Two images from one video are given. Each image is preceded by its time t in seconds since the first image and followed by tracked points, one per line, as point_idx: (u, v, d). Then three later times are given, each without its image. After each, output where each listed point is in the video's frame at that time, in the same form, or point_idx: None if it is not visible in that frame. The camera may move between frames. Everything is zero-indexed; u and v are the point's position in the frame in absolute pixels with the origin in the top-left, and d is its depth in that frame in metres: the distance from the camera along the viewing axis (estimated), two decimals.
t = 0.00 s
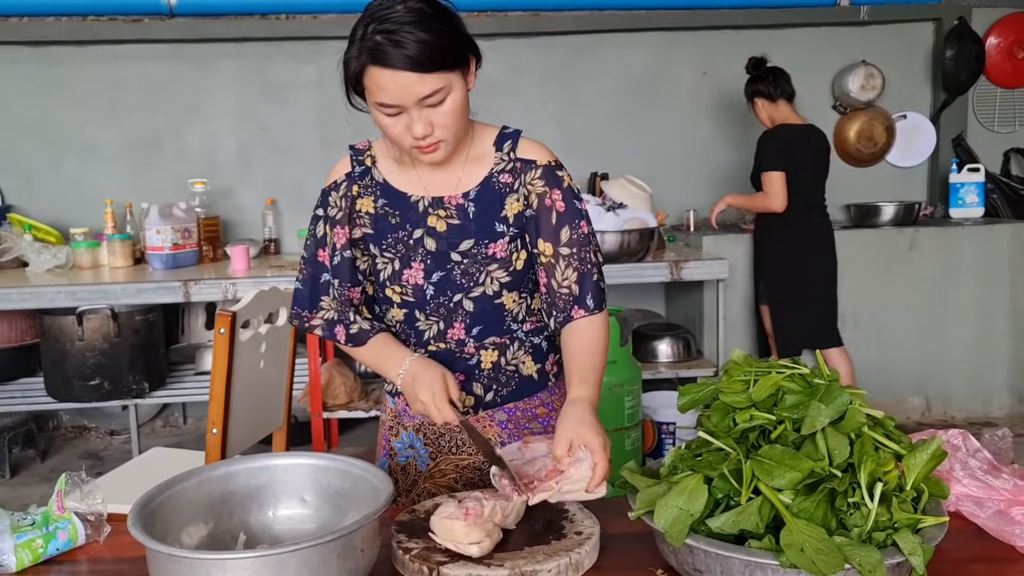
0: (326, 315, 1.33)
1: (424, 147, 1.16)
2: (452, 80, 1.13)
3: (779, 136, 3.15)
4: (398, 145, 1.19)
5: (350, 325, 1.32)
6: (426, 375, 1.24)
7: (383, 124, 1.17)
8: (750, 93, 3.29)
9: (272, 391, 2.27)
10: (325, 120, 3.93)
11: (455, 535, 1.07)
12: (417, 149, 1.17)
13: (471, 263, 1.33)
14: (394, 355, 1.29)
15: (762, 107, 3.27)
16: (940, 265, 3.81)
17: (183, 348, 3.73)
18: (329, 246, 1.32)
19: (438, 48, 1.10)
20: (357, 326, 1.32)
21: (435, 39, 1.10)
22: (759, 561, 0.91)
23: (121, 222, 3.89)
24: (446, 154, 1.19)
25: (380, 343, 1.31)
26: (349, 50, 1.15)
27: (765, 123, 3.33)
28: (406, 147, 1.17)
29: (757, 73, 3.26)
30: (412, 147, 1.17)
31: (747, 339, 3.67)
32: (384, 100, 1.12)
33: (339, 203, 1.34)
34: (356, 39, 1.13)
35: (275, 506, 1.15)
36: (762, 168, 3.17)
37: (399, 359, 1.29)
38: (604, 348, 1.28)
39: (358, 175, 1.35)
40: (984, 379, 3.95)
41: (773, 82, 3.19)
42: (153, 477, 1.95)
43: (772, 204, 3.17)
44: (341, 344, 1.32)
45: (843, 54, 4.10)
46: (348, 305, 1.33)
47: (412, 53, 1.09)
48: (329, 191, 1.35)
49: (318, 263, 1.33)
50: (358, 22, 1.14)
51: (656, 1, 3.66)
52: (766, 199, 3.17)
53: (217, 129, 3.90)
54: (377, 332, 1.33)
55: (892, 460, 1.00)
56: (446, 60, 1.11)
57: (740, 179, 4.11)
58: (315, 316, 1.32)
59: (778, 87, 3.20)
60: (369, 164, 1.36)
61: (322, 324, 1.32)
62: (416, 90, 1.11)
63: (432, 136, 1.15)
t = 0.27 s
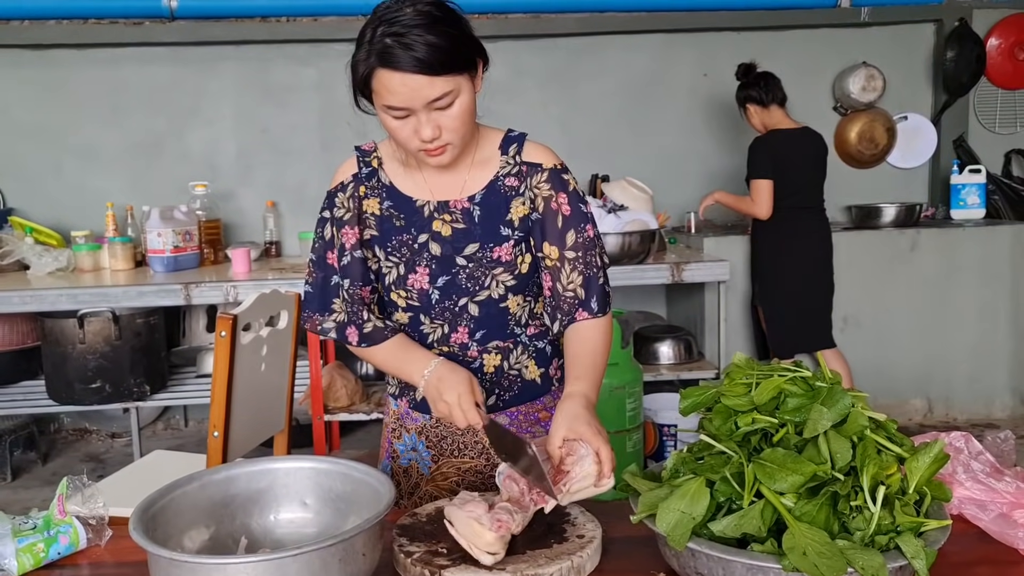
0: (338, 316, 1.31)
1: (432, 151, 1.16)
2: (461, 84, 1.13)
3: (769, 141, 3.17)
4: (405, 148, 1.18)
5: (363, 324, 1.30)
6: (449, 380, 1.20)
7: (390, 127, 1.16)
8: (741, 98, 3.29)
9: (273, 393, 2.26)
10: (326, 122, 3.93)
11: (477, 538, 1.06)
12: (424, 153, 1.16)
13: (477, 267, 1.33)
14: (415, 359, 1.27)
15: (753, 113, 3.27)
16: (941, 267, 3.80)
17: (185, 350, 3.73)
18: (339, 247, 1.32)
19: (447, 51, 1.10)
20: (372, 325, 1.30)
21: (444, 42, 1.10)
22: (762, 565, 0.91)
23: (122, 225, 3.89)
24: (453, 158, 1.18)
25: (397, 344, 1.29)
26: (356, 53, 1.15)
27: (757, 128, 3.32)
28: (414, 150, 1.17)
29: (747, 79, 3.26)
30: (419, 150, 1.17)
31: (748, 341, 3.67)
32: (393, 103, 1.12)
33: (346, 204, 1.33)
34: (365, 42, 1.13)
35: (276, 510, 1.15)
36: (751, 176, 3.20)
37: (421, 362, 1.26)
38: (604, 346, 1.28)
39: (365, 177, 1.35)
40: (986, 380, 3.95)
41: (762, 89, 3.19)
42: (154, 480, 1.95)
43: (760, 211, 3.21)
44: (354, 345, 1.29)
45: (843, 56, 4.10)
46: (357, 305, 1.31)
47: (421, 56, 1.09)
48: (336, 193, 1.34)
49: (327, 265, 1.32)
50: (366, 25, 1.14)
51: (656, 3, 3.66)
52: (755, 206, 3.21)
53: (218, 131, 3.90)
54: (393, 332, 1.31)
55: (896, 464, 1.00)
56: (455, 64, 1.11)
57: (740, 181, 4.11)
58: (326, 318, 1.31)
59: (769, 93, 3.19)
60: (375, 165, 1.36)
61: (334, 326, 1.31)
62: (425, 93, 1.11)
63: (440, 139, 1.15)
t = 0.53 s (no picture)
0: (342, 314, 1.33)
1: (441, 153, 1.16)
2: (470, 86, 1.13)
3: (771, 142, 3.16)
4: (413, 150, 1.18)
5: (366, 324, 1.30)
6: (464, 388, 1.20)
7: (399, 129, 1.16)
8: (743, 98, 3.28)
9: (275, 396, 2.26)
10: (328, 125, 3.93)
11: (495, 539, 1.04)
12: (433, 155, 1.16)
13: (488, 268, 1.32)
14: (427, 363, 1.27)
15: (756, 113, 3.25)
16: (945, 268, 3.79)
17: (187, 353, 3.73)
18: (344, 245, 1.33)
19: (457, 54, 1.10)
20: (373, 325, 1.30)
21: (453, 44, 1.10)
22: (765, 568, 0.90)
23: (124, 227, 3.89)
24: (461, 160, 1.18)
25: (403, 345, 1.29)
26: (365, 54, 1.15)
27: (759, 129, 3.31)
28: (422, 153, 1.17)
29: (752, 79, 3.24)
30: (428, 152, 1.17)
31: (750, 342, 3.66)
32: (402, 105, 1.12)
33: (354, 201, 1.33)
34: (373, 44, 1.13)
35: (278, 514, 1.14)
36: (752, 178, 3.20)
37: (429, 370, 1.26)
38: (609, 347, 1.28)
39: (373, 174, 1.34)
40: (990, 382, 3.94)
41: (765, 90, 3.18)
42: (156, 484, 1.94)
43: (761, 213, 3.21)
44: (358, 343, 1.30)
45: (846, 57, 4.09)
46: (359, 305, 1.32)
47: (430, 59, 1.08)
48: (344, 189, 1.34)
49: (333, 262, 1.33)
50: (375, 27, 1.14)
51: (659, 4, 3.65)
52: (756, 209, 3.21)
53: (221, 134, 3.90)
54: (396, 332, 1.31)
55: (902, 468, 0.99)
56: (464, 67, 1.11)
57: (743, 182, 4.10)
58: (330, 315, 1.33)
59: (773, 94, 3.18)
60: (384, 163, 1.35)
61: (338, 323, 1.32)
62: (434, 96, 1.10)
63: (448, 142, 1.15)
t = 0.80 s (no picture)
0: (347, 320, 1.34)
1: (442, 158, 1.16)
2: (470, 91, 1.13)
3: (773, 143, 3.16)
4: (415, 155, 1.18)
5: (376, 329, 1.31)
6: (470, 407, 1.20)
7: (400, 135, 1.16)
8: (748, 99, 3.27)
9: (279, 398, 2.25)
10: (331, 127, 3.94)
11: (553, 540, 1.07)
12: (434, 160, 1.16)
13: (490, 273, 1.32)
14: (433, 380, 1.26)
15: (760, 115, 3.25)
16: (949, 269, 3.78)
17: (190, 355, 3.72)
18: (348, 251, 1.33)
19: (457, 59, 1.09)
20: (383, 330, 1.31)
21: (452, 49, 1.10)
22: (769, 570, 0.90)
23: (127, 230, 3.89)
24: (463, 165, 1.18)
25: (409, 357, 1.30)
26: (365, 61, 1.15)
27: (763, 131, 3.31)
28: (423, 157, 1.17)
29: (755, 81, 3.23)
30: (429, 157, 1.16)
31: (754, 344, 3.65)
32: (402, 111, 1.12)
33: (358, 207, 1.33)
34: (373, 50, 1.13)
35: (282, 517, 1.14)
36: (761, 179, 3.19)
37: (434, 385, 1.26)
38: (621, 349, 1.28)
39: (376, 180, 1.34)
40: (995, 383, 3.93)
41: (771, 91, 3.17)
42: (159, 486, 1.94)
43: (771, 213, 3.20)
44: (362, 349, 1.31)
45: (849, 58, 4.08)
46: (371, 311, 1.32)
47: (429, 64, 1.08)
48: (347, 195, 1.34)
49: (337, 269, 1.34)
50: (375, 34, 1.14)
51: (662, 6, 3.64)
52: (765, 209, 3.21)
53: (224, 137, 3.90)
54: (402, 342, 1.31)
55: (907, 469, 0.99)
56: (463, 71, 1.11)
57: (746, 183, 4.09)
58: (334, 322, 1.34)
59: (777, 95, 3.17)
60: (386, 168, 1.35)
61: (342, 330, 1.33)
62: (434, 101, 1.10)
63: (450, 147, 1.15)
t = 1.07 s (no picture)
0: (348, 316, 1.33)
1: (448, 156, 1.16)
2: (477, 90, 1.13)
3: (777, 144, 3.16)
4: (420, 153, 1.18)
5: (378, 326, 1.31)
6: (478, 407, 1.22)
7: (406, 133, 1.16)
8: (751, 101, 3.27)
9: (281, 400, 2.25)
10: (334, 129, 3.94)
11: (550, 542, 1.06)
12: (440, 158, 1.16)
13: (494, 272, 1.32)
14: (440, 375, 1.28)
15: (764, 117, 3.24)
16: (952, 269, 3.77)
17: (194, 358, 3.72)
18: (353, 247, 1.32)
19: (465, 59, 1.09)
20: (386, 327, 1.31)
21: (460, 48, 1.09)
22: (773, 572, 0.89)
23: (131, 232, 3.90)
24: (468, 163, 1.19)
25: (412, 352, 1.32)
26: (372, 59, 1.14)
27: (766, 132, 3.31)
28: (430, 155, 1.17)
29: (758, 84, 3.23)
30: (436, 155, 1.17)
31: (757, 345, 3.64)
32: (409, 110, 1.12)
33: (364, 202, 1.33)
34: (380, 49, 1.12)
35: (285, 519, 1.14)
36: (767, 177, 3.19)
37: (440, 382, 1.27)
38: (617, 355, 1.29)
39: (383, 175, 1.34)
40: (999, 384, 3.91)
41: (775, 92, 3.17)
42: (162, 489, 1.94)
43: (777, 212, 3.19)
44: (362, 346, 1.31)
45: (852, 58, 4.08)
46: (374, 306, 1.32)
47: (438, 64, 1.08)
48: (355, 191, 1.34)
49: (339, 263, 1.33)
50: (382, 32, 1.13)
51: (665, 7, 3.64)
52: (771, 208, 3.20)
53: (227, 139, 3.91)
54: (407, 340, 1.32)
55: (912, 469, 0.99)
56: (471, 71, 1.11)
57: (749, 184, 4.09)
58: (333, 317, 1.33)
59: (780, 96, 3.17)
60: (394, 165, 1.35)
61: (341, 325, 1.32)
62: (442, 100, 1.10)
63: (456, 145, 1.15)
